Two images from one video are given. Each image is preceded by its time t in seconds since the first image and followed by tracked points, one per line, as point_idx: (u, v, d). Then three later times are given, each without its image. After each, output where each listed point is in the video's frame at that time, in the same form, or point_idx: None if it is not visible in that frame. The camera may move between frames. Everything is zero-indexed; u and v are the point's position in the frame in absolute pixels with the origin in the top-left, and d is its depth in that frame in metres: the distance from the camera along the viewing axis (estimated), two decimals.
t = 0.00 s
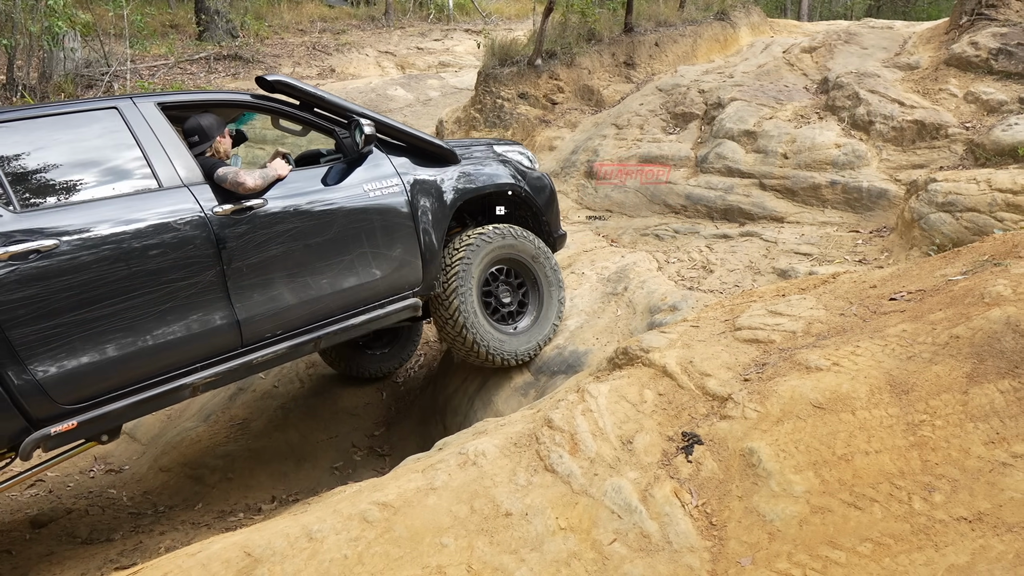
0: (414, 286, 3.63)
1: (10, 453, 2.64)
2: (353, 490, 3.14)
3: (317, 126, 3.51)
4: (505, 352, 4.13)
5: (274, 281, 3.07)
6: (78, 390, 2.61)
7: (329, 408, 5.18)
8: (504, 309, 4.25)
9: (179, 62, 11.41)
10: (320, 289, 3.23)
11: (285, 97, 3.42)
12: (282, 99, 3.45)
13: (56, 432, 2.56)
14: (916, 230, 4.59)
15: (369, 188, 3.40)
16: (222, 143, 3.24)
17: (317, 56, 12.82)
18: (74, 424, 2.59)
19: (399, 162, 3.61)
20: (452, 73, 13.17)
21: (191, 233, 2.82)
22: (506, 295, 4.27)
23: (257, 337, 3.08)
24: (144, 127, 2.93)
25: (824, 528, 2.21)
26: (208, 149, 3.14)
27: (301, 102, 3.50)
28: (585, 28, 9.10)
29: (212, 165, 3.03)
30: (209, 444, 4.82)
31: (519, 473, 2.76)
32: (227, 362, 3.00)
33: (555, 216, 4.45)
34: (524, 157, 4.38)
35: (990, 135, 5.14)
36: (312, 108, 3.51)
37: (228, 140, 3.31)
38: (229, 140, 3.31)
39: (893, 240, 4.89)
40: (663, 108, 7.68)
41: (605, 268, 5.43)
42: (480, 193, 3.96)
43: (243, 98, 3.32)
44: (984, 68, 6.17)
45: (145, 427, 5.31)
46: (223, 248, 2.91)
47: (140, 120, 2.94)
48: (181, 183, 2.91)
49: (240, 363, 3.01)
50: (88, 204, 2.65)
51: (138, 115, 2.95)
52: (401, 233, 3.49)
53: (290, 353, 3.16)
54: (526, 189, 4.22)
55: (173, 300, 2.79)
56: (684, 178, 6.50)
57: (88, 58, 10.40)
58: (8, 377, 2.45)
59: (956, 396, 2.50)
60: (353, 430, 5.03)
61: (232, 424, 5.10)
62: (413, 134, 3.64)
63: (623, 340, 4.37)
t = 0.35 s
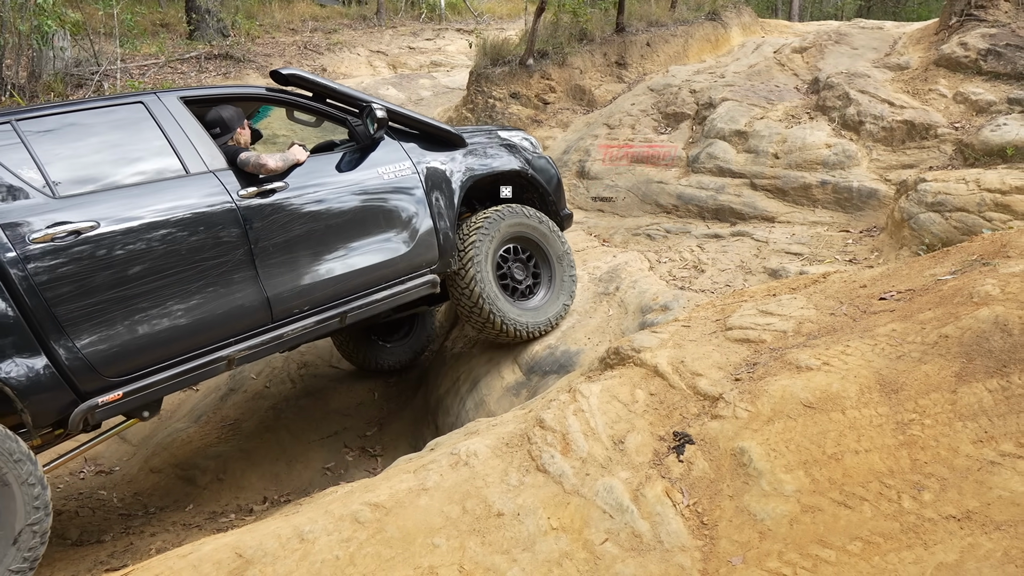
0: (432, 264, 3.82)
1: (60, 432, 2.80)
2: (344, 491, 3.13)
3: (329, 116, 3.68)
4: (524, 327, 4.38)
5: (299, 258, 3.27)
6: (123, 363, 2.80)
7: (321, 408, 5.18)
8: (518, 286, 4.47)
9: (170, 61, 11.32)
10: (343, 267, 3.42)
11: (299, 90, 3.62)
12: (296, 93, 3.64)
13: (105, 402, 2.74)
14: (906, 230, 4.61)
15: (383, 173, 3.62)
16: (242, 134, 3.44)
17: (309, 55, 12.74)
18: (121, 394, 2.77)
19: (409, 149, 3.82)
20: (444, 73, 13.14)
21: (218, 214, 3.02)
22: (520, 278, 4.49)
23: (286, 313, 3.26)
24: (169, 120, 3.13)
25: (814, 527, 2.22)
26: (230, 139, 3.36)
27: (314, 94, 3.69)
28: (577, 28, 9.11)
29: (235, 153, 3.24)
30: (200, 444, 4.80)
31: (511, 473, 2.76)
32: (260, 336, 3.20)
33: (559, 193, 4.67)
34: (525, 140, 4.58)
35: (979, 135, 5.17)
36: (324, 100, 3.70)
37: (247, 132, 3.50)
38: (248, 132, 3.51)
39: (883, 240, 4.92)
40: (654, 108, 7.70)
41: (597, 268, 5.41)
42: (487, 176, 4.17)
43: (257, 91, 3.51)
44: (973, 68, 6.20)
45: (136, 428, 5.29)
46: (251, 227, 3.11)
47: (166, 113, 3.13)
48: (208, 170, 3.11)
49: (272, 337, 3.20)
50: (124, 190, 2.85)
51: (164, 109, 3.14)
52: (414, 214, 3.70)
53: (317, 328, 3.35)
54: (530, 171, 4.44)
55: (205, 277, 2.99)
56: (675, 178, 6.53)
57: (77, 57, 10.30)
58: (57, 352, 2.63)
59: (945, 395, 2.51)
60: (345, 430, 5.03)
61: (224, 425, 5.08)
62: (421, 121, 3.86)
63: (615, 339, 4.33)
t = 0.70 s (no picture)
0: (447, 250, 3.98)
1: (100, 415, 2.92)
2: (336, 492, 3.12)
3: (344, 110, 3.82)
4: (543, 308, 4.53)
5: (322, 245, 3.40)
6: (159, 347, 2.91)
7: (313, 409, 5.18)
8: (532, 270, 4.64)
9: (160, 60, 11.22)
10: (364, 254, 3.56)
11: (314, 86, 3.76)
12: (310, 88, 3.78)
13: (143, 383, 2.86)
14: (897, 231, 4.64)
15: (399, 163, 3.80)
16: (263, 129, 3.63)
17: (300, 54, 12.66)
18: (159, 375, 2.89)
19: (422, 140, 4.02)
20: (436, 73, 13.11)
21: (246, 203, 3.14)
22: (530, 268, 4.66)
23: (311, 299, 3.40)
24: (194, 116, 3.27)
25: (805, 527, 2.23)
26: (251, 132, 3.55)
27: (329, 88, 3.84)
28: (569, 28, 9.13)
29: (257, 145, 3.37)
30: (192, 445, 4.77)
31: (503, 473, 2.76)
32: (288, 320, 3.31)
33: (564, 182, 4.88)
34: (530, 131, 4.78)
35: (969, 136, 5.21)
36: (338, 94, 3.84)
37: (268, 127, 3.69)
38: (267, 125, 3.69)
39: (873, 240, 4.95)
40: (646, 108, 7.73)
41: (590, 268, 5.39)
42: (496, 165, 4.35)
43: (274, 87, 3.67)
44: (962, 70, 6.24)
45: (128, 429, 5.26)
46: (275, 215, 3.23)
47: (191, 109, 3.27)
48: (233, 161, 3.24)
49: (300, 320, 3.32)
50: (155, 182, 2.97)
51: (189, 105, 3.28)
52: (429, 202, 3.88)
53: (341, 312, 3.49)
54: (536, 161, 4.64)
55: (234, 264, 3.10)
56: (667, 178, 6.56)
57: (67, 56, 10.20)
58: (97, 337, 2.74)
59: (935, 395, 2.53)
60: (338, 430, 5.02)
61: (216, 425, 5.06)
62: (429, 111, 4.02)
63: (607, 340, 4.34)
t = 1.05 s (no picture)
0: (459, 243, 4.10)
1: (132, 410, 3.07)
2: (340, 495, 3.13)
3: (357, 105, 3.91)
4: (551, 301, 4.62)
5: (340, 239, 3.50)
6: (187, 342, 3.03)
7: (316, 411, 5.20)
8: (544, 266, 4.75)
9: (160, 62, 11.19)
10: (380, 247, 3.67)
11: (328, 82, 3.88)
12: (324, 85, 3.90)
13: (174, 378, 2.99)
14: (897, 233, 4.66)
15: (410, 157, 3.89)
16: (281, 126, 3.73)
17: (300, 56, 12.62)
18: (188, 369, 3.02)
19: (433, 134, 4.09)
20: (436, 74, 13.11)
21: (265, 201, 3.24)
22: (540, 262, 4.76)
23: (331, 292, 3.51)
24: (211, 115, 3.37)
25: (808, 530, 2.25)
26: (269, 129, 3.66)
27: (342, 85, 3.96)
28: (569, 30, 9.15)
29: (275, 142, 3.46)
30: (195, 447, 4.78)
31: (508, 477, 2.77)
32: (310, 315, 3.44)
33: (571, 171, 4.93)
34: (536, 122, 4.83)
35: (968, 138, 5.23)
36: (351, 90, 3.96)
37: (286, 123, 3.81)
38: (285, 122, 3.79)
39: (874, 242, 4.97)
40: (646, 110, 7.76)
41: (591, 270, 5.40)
42: (505, 157, 4.42)
43: (287, 83, 3.75)
44: (961, 72, 6.26)
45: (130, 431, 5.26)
46: (293, 212, 3.32)
47: (208, 108, 3.38)
48: (251, 158, 3.34)
49: (321, 314, 3.45)
50: (179, 180, 3.08)
51: (207, 103, 3.40)
52: (441, 195, 3.98)
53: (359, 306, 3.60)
54: (544, 152, 4.69)
55: (257, 261, 3.21)
56: (667, 180, 6.58)
57: (66, 57, 10.17)
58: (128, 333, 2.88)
59: (936, 399, 2.55)
60: (341, 432, 5.03)
61: (218, 427, 5.07)
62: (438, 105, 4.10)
63: (609, 342, 4.35)
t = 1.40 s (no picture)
0: (477, 243, 4.12)
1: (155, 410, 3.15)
2: (353, 495, 3.14)
3: (375, 103, 3.98)
4: (564, 299, 4.62)
5: (360, 240, 3.53)
6: (209, 345, 3.08)
7: (327, 411, 5.22)
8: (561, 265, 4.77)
9: (171, 62, 11.24)
10: (400, 248, 3.70)
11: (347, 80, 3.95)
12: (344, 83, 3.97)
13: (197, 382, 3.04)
14: (909, 234, 4.64)
15: (429, 156, 3.91)
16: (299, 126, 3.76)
17: (310, 56, 12.64)
18: (211, 374, 3.07)
19: (451, 133, 4.11)
20: (445, 74, 13.13)
21: (286, 204, 3.27)
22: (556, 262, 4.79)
23: (351, 294, 3.53)
24: (232, 114, 3.40)
25: (823, 532, 2.24)
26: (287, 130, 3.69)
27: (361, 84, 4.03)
28: (579, 30, 9.16)
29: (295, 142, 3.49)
30: (207, 447, 4.81)
31: (521, 477, 2.78)
32: (330, 317, 3.46)
33: (588, 169, 4.94)
34: (554, 120, 4.86)
35: (981, 138, 5.20)
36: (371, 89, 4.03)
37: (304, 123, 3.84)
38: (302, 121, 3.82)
39: (886, 243, 4.95)
40: (656, 110, 7.77)
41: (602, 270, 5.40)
42: (523, 156, 4.44)
43: (307, 82, 3.80)
44: (974, 72, 6.23)
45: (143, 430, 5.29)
46: (314, 213, 3.35)
47: (229, 106, 3.40)
48: (271, 159, 3.37)
49: (341, 317, 3.47)
50: (201, 183, 3.12)
51: (228, 102, 3.42)
52: (460, 195, 4.00)
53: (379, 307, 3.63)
54: (561, 150, 4.70)
55: (278, 263, 3.24)
56: (678, 181, 6.57)
57: (79, 58, 10.23)
58: (151, 336, 2.93)
59: (951, 401, 2.54)
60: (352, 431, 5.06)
61: (230, 426, 5.10)
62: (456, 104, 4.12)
63: (620, 343, 4.35)
